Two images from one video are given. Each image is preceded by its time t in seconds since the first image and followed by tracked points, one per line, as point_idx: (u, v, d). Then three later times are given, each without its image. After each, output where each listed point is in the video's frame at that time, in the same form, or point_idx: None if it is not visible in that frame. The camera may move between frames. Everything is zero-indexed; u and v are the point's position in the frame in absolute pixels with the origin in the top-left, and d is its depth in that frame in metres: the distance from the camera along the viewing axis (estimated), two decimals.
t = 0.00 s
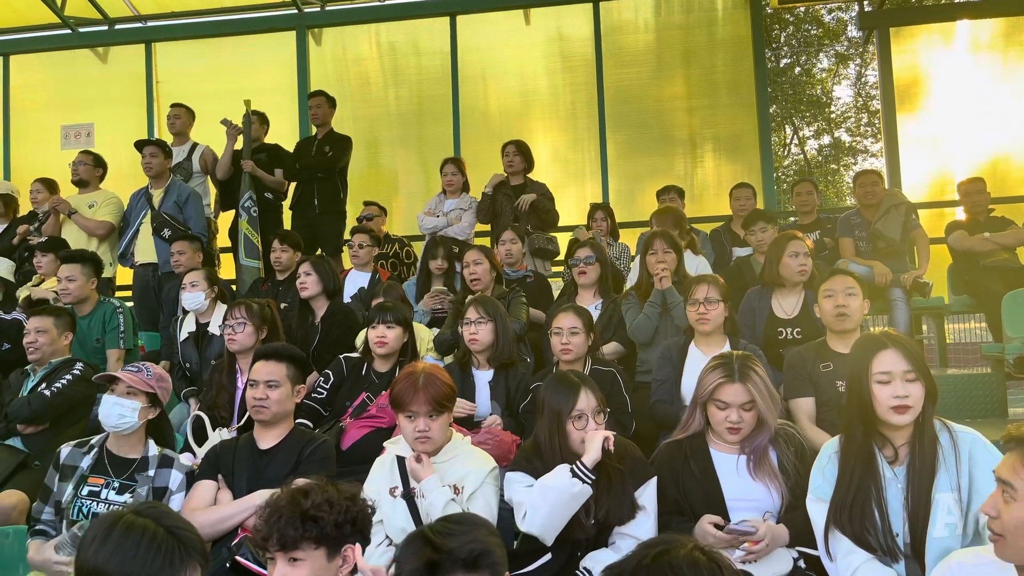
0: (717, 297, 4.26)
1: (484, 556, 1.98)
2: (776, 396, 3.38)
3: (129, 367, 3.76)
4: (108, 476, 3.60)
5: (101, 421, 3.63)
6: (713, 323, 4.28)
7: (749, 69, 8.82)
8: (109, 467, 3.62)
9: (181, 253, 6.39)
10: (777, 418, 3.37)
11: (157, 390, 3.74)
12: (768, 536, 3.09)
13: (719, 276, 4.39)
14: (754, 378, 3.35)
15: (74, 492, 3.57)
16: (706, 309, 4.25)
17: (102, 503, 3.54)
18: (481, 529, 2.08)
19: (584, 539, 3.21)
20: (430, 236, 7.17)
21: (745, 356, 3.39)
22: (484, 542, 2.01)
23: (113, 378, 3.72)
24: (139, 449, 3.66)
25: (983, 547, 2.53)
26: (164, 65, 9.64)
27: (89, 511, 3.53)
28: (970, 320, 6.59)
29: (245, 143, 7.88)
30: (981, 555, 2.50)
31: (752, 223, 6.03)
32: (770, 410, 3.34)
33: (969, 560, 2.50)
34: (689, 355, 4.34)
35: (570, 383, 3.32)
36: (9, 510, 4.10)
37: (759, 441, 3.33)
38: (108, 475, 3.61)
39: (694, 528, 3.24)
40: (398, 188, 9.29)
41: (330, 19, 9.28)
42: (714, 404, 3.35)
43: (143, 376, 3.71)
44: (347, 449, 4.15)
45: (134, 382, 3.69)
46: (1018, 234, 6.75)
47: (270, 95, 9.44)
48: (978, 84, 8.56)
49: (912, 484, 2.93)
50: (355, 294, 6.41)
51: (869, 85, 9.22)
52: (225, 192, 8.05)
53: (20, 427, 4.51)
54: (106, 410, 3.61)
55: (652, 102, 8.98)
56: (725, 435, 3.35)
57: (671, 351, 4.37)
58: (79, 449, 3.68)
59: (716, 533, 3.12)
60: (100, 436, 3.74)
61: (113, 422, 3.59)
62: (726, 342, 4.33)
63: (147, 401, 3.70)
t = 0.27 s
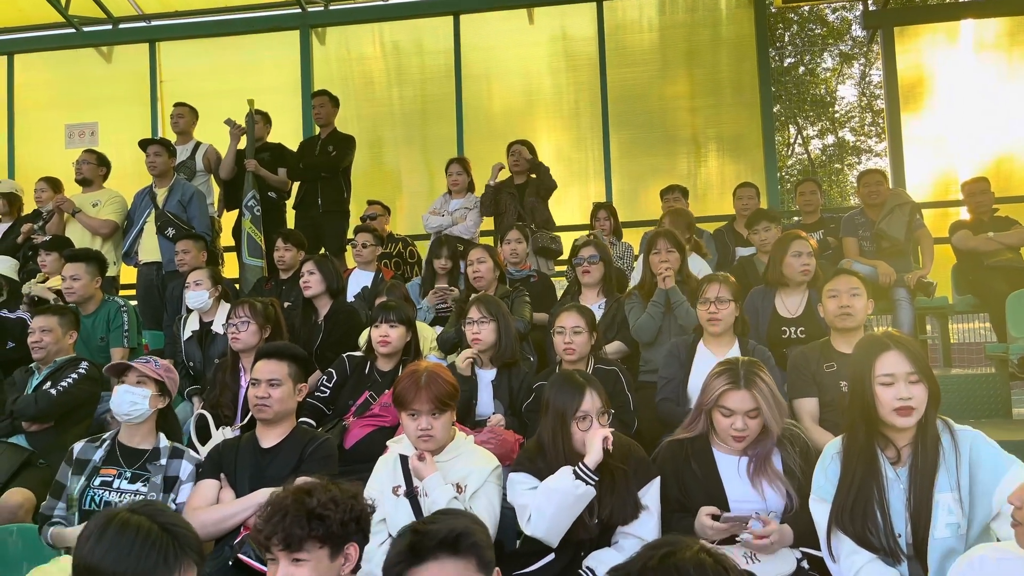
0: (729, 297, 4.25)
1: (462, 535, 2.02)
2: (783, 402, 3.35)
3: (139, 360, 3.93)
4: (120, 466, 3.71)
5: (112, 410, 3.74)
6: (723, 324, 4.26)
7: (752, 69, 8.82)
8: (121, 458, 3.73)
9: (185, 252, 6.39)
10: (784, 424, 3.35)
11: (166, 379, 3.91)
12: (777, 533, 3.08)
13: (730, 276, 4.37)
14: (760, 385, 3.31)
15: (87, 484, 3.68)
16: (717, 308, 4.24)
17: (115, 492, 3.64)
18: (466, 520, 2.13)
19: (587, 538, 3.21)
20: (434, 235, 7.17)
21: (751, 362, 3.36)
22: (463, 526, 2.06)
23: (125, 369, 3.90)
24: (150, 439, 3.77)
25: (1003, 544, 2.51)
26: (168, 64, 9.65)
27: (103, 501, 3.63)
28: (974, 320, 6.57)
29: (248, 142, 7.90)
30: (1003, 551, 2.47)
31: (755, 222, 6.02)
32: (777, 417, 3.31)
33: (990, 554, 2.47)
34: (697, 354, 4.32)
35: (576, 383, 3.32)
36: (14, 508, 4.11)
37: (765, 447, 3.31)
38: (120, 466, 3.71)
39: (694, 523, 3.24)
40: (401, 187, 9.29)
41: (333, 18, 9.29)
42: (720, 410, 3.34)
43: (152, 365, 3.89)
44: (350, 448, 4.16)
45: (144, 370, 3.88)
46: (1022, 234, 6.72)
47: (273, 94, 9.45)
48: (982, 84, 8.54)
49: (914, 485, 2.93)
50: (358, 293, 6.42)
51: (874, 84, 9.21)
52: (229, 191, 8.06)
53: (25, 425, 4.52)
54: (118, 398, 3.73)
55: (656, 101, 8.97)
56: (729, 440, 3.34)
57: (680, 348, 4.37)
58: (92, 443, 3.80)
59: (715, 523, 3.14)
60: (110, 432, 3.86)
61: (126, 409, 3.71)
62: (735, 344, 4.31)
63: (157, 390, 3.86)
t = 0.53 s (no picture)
0: (734, 295, 4.25)
1: (449, 529, 1.97)
2: (792, 418, 3.31)
3: (161, 361, 3.98)
4: (141, 460, 3.78)
5: (139, 412, 3.82)
6: (731, 321, 4.25)
7: (758, 68, 8.80)
8: (142, 452, 3.81)
9: (192, 251, 6.41)
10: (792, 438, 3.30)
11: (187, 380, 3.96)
12: (786, 535, 3.09)
13: (737, 275, 4.38)
14: (770, 402, 3.26)
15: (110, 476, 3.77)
16: (724, 307, 4.23)
17: (135, 484, 3.71)
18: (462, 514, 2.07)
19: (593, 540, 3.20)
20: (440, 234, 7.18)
21: (761, 378, 3.30)
22: (453, 519, 2.00)
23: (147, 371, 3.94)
24: (173, 436, 3.86)
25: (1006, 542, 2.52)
26: (175, 63, 9.67)
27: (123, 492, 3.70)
28: (981, 320, 6.55)
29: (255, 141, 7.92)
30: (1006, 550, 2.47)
31: (761, 222, 6.00)
32: (786, 433, 3.26)
33: (994, 553, 2.48)
34: (704, 352, 4.32)
35: (590, 382, 3.31)
36: (22, 505, 4.14)
37: (773, 464, 3.27)
38: (141, 460, 3.79)
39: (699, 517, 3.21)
40: (407, 186, 9.30)
41: (340, 17, 9.30)
42: (728, 427, 3.29)
43: (174, 367, 3.94)
44: (357, 446, 4.15)
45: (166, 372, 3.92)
46: None
47: (280, 93, 9.47)
48: (989, 83, 8.52)
49: (920, 488, 2.91)
50: (364, 292, 6.43)
51: (880, 84, 9.18)
52: (235, 190, 8.08)
53: (32, 422, 4.54)
54: (142, 400, 3.80)
55: (662, 100, 8.97)
56: (736, 454, 3.30)
57: (686, 348, 4.36)
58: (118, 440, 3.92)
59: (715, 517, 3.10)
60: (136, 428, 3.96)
61: (150, 411, 3.79)
62: (743, 342, 4.30)
63: (179, 391, 3.91)
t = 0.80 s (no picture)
0: (742, 294, 4.25)
1: (449, 518, 2.02)
2: (800, 420, 3.29)
3: (183, 365, 3.96)
4: (163, 457, 3.79)
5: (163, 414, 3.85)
6: (739, 320, 4.26)
7: (768, 68, 8.78)
8: (165, 449, 3.83)
9: (203, 248, 6.44)
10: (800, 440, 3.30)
11: (210, 384, 3.95)
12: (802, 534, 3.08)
13: (745, 274, 4.38)
14: (778, 405, 3.24)
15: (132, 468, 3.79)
16: (732, 305, 4.23)
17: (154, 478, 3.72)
18: (466, 507, 2.11)
19: (601, 538, 3.20)
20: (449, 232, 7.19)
21: (769, 379, 3.28)
22: (454, 510, 2.05)
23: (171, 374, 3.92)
24: (196, 435, 3.88)
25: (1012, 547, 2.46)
26: (186, 62, 9.72)
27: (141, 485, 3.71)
28: (991, 320, 6.52)
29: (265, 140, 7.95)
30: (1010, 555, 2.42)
31: (770, 222, 6.00)
32: (794, 436, 3.25)
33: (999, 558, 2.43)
34: (713, 351, 4.31)
35: (602, 381, 3.31)
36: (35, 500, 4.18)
37: (781, 468, 3.25)
38: (163, 457, 3.80)
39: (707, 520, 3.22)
40: (416, 185, 9.32)
41: (350, 16, 9.33)
42: (736, 429, 3.28)
43: (197, 372, 3.92)
44: (366, 444, 4.18)
45: (189, 377, 3.89)
46: None
47: (290, 92, 9.51)
48: (1001, 83, 8.48)
49: (934, 492, 2.90)
50: (374, 290, 6.45)
51: (890, 84, 9.09)
52: (245, 188, 8.11)
53: (45, 418, 4.57)
54: (167, 404, 3.80)
55: (672, 99, 8.96)
56: (744, 457, 3.29)
57: (695, 346, 4.36)
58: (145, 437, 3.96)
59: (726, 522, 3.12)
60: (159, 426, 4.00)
61: (175, 415, 3.80)
62: (752, 341, 4.31)
63: (203, 395, 3.91)
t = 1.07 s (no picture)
0: (755, 295, 4.24)
1: (471, 522, 2.00)
2: (815, 407, 3.29)
3: (198, 362, 3.94)
4: (177, 454, 3.84)
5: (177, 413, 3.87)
6: (751, 321, 4.26)
7: (781, 68, 8.76)
8: (179, 446, 3.87)
9: (218, 247, 6.48)
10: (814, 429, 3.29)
11: (225, 383, 3.95)
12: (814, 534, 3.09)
13: (758, 274, 4.36)
14: (794, 382, 3.27)
15: (146, 465, 3.83)
16: (744, 306, 4.23)
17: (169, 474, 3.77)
18: (488, 509, 2.09)
19: (613, 536, 3.22)
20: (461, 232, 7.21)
21: (784, 361, 3.31)
22: (476, 513, 2.03)
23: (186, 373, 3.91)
24: (210, 433, 3.91)
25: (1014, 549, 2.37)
26: (200, 61, 9.77)
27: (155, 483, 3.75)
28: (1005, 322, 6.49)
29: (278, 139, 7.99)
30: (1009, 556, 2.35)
31: (783, 223, 5.98)
32: (809, 419, 3.25)
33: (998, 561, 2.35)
34: (726, 352, 4.31)
35: (613, 380, 3.31)
36: (50, 496, 4.23)
37: (796, 455, 3.24)
38: (177, 453, 3.85)
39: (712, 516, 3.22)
40: (428, 185, 9.34)
41: (363, 15, 9.35)
42: (752, 408, 3.26)
43: (212, 370, 3.90)
44: (378, 441, 4.22)
45: (205, 377, 3.88)
46: None
47: (302, 91, 9.54)
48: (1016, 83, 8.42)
49: (950, 500, 2.89)
50: (386, 289, 6.48)
51: (904, 84, 9.01)
52: (259, 187, 8.16)
53: (58, 414, 4.58)
54: (181, 403, 3.83)
55: (684, 98, 8.94)
56: (760, 440, 3.26)
57: (708, 346, 4.35)
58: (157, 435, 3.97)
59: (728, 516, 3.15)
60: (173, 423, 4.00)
61: (189, 414, 3.83)
62: (764, 342, 4.30)
63: (217, 394, 3.91)
